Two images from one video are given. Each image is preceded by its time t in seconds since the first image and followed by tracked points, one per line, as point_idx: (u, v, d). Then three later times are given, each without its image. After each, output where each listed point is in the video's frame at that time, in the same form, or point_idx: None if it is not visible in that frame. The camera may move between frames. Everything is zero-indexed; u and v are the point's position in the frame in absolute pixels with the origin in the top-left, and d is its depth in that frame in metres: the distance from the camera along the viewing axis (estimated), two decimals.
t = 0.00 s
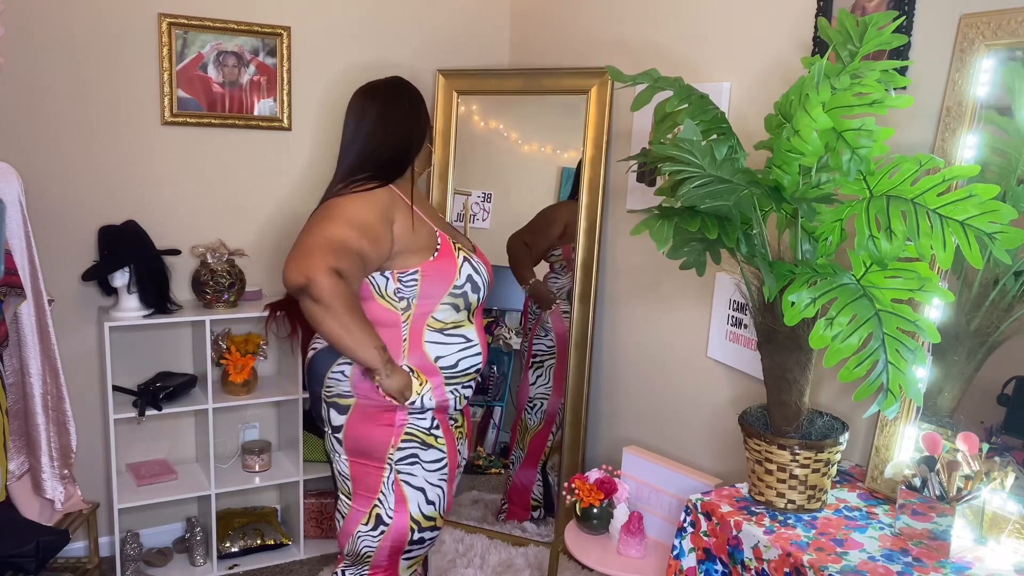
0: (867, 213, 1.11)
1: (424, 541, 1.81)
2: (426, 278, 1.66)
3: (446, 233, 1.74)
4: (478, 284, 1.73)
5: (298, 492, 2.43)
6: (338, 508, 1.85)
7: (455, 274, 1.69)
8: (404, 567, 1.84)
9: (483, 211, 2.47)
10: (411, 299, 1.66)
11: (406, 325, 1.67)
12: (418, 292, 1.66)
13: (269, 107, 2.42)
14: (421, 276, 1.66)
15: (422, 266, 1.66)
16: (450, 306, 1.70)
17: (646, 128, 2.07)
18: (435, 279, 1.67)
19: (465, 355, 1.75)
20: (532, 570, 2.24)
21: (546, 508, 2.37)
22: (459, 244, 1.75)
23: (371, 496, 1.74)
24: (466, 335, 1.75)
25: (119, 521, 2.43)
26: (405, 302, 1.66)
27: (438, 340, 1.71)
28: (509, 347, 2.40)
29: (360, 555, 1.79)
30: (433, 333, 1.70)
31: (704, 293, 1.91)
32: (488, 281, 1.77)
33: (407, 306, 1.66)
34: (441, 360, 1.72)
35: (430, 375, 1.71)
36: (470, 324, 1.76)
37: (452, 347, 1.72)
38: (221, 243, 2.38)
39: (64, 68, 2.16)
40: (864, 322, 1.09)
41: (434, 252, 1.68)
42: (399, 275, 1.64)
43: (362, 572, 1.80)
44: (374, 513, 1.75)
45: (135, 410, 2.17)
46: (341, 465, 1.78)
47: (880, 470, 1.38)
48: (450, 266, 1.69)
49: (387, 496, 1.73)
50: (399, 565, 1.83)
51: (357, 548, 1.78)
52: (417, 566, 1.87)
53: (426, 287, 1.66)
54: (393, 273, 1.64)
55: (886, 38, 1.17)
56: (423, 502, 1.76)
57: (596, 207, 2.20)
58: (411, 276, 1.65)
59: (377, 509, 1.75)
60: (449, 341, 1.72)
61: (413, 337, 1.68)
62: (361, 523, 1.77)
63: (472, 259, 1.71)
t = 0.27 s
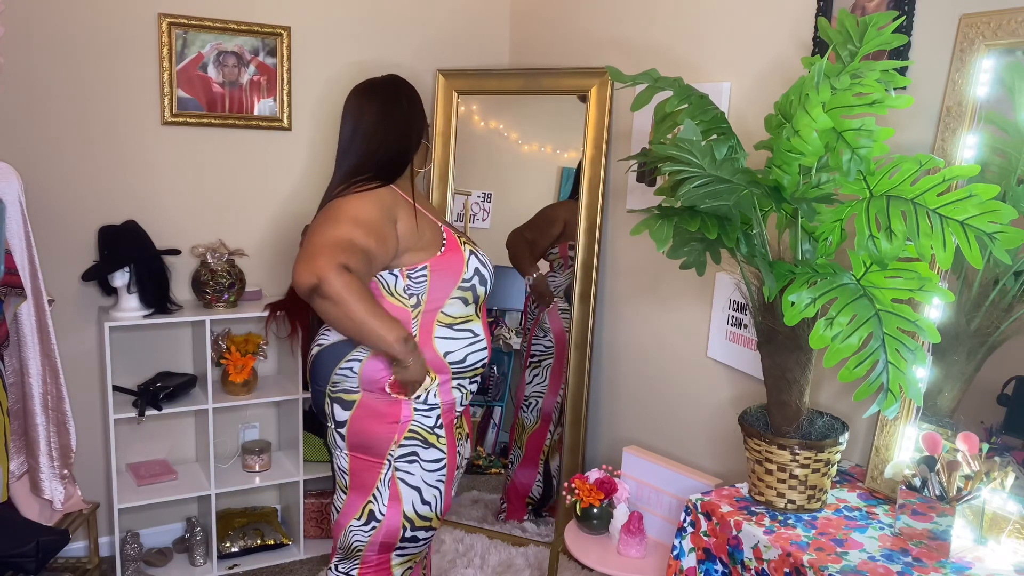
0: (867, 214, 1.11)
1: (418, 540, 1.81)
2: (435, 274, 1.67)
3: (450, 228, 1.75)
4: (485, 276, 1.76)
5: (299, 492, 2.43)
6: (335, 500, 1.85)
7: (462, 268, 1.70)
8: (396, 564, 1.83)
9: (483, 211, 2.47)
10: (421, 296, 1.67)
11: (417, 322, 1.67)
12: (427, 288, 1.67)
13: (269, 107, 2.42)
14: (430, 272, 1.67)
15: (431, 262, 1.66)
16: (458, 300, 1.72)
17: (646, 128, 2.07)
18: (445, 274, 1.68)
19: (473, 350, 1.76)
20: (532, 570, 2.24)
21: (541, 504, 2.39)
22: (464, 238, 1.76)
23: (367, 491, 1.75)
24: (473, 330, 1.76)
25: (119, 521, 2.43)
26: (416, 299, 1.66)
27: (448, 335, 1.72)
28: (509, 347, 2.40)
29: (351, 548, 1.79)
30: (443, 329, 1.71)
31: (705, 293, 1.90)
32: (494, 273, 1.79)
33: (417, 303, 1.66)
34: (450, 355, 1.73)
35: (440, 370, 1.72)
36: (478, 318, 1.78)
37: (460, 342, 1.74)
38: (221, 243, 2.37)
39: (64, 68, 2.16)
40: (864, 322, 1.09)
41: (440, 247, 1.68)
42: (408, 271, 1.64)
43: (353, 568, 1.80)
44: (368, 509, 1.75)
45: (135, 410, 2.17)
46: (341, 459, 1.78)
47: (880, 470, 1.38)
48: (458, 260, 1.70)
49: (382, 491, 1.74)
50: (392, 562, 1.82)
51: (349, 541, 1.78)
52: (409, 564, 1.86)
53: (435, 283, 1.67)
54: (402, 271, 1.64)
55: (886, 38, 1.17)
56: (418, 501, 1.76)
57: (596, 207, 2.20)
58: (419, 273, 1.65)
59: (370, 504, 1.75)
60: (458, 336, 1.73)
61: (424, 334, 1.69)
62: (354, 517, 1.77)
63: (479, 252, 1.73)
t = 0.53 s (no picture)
0: (867, 214, 1.11)
1: (430, 537, 1.81)
2: (429, 275, 1.64)
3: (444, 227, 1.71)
4: (479, 276, 1.72)
5: (299, 492, 2.43)
6: (342, 509, 1.84)
7: (456, 268, 1.68)
8: (409, 565, 1.84)
9: (484, 211, 2.45)
10: (414, 296, 1.65)
11: (409, 321, 1.67)
12: (421, 290, 1.64)
13: (269, 107, 2.42)
14: (424, 274, 1.64)
15: (426, 263, 1.63)
16: (452, 300, 1.70)
17: (646, 127, 2.07)
18: (438, 275, 1.65)
19: (469, 346, 1.76)
20: (532, 570, 2.24)
21: (544, 507, 2.38)
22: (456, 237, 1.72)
23: (380, 495, 1.74)
24: (469, 327, 1.75)
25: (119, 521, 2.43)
26: (408, 300, 1.64)
27: (441, 334, 1.71)
28: (509, 347, 2.39)
29: (366, 555, 1.77)
30: (436, 328, 1.70)
31: (705, 293, 1.91)
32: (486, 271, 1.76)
33: (410, 304, 1.65)
34: (444, 353, 1.73)
35: (433, 368, 1.73)
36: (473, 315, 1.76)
37: (455, 339, 1.73)
38: (221, 243, 2.37)
39: (64, 68, 2.16)
40: (864, 322, 1.09)
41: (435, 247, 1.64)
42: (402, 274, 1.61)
43: (367, 571, 1.79)
44: (382, 512, 1.75)
45: (135, 410, 2.17)
46: (350, 466, 1.77)
47: (880, 470, 1.38)
48: (451, 261, 1.67)
49: (395, 492, 1.74)
50: (405, 564, 1.82)
51: (364, 547, 1.76)
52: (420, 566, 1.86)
53: (430, 284, 1.65)
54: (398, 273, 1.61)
55: (886, 38, 1.17)
56: (430, 497, 1.77)
57: (596, 207, 2.20)
58: (414, 275, 1.62)
59: (386, 507, 1.75)
60: (452, 334, 1.73)
61: (416, 334, 1.68)
62: (367, 522, 1.76)
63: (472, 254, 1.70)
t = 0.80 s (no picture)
0: (867, 214, 1.11)
1: (422, 540, 1.81)
2: (423, 268, 1.65)
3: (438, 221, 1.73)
4: (473, 268, 1.74)
5: (299, 492, 2.43)
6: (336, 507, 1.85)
7: (449, 261, 1.69)
8: (401, 564, 1.83)
9: (483, 211, 2.47)
10: (409, 290, 1.66)
11: (405, 317, 1.67)
12: (416, 282, 1.65)
13: (269, 107, 2.42)
14: (418, 266, 1.65)
15: (420, 254, 1.65)
16: (447, 295, 1.70)
17: (646, 127, 2.07)
18: (432, 268, 1.66)
19: (464, 344, 1.76)
20: (532, 570, 2.24)
21: (545, 507, 2.37)
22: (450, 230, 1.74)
23: (366, 493, 1.75)
24: (465, 324, 1.75)
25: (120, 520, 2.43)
26: (403, 294, 1.66)
27: (436, 330, 1.71)
28: (509, 347, 2.39)
29: (355, 553, 1.77)
30: (432, 323, 1.70)
31: (705, 293, 1.90)
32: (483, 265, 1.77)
33: (405, 298, 1.66)
34: (439, 349, 1.73)
35: (428, 365, 1.72)
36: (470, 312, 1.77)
37: (450, 336, 1.73)
38: (221, 243, 2.37)
39: (64, 68, 2.16)
40: (864, 322, 1.09)
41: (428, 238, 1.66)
42: (397, 265, 1.63)
43: (359, 570, 1.79)
44: (369, 512, 1.74)
45: (135, 411, 2.17)
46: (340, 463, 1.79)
47: (880, 470, 1.38)
48: (445, 253, 1.68)
49: (382, 494, 1.74)
50: (398, 563, 1.82)
51: (354, 546, 1.77)
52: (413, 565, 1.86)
53: (423, 277, 1.66)
54: (390, 264, 1.63)
55: (886, 38, 1.17)
56: (420, 501, 1.76)
57: (596, 207, 2.21)
58: (408, 266, 1.64)
59: (372, 507, 1.74)
60: (448, 330, 1.73)
61: (411, 330, 1.68)
62: (356, 522, 1.76)
63: (466, 243, 1.72)
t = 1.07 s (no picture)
0: (867, 214, 1.11)
1: (427, 536, 1.81)
2: (423, 265, 1.66)
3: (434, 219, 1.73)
4: (472, 264, 1.75)
5: (299, 492, 2.43)
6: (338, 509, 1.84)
7: (448, 257, 1.70)
8: (408, 562, 1.83)
9: (483, 211, 2.47)
10: (409, 288, 1.65)
11: (406, 314, 1.67)
12: (416, 280, 1.65)
13: (269, 107, 2.42)
14: (418, 263, 1.65)
15: (419, 252, 1.65)
16: (446, 291, 1.70)
17: (646, 127, 2.07)
18: (432, 265, 1.67)
19: (464, 340, 1.76)
20: (532, 570, 2.24)
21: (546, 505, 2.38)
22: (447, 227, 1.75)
23: (375, 494, 1.74)
24: (465, 320, 1.76)
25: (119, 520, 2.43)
26: (404, 292, 1.65)
27: (436, 327, 1.71)
28: (509, 347, 2.40)
29: (363, 554, 1.77)
30: (432, 320, 1.70)
31: (705, 293, 1.91)
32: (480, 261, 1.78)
33: (406, 296, 1.65)
34: (439, 345, 1.73)
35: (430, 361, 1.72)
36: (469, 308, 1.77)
37: (450, 332, 1.73)
38: (221, 243, 2.37)
39: (63, 68, 2.16)
40: (864, 322, 1.09)
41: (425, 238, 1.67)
42: (397, 263, 1.63)
43: (364, 571, 1.79)
44: (379, 512, 1.74)
45: (135, 411, 2.17)
46: (345, 466, 1.78)
47: (880, 470, 1.38)
48: (443, 250, 1.69)
49: (391, 492, 1.73)
50: (404, 561, 1.83)
51: (361, 547, 1.77)
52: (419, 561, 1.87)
53: (423, 274, 1.66)
54: (390, 264, 1.63)
55: (886, 38, 1.17)
56: (426, 497, 1.76)
57: (596, 207, 2.21)
58: (408, 264, 1.64)
59: (381, 507, 1.74)
60: (447, 327, 1.73)
61: (412, 327, 1.68)
62: (365, 523, 1.76)
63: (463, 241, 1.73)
